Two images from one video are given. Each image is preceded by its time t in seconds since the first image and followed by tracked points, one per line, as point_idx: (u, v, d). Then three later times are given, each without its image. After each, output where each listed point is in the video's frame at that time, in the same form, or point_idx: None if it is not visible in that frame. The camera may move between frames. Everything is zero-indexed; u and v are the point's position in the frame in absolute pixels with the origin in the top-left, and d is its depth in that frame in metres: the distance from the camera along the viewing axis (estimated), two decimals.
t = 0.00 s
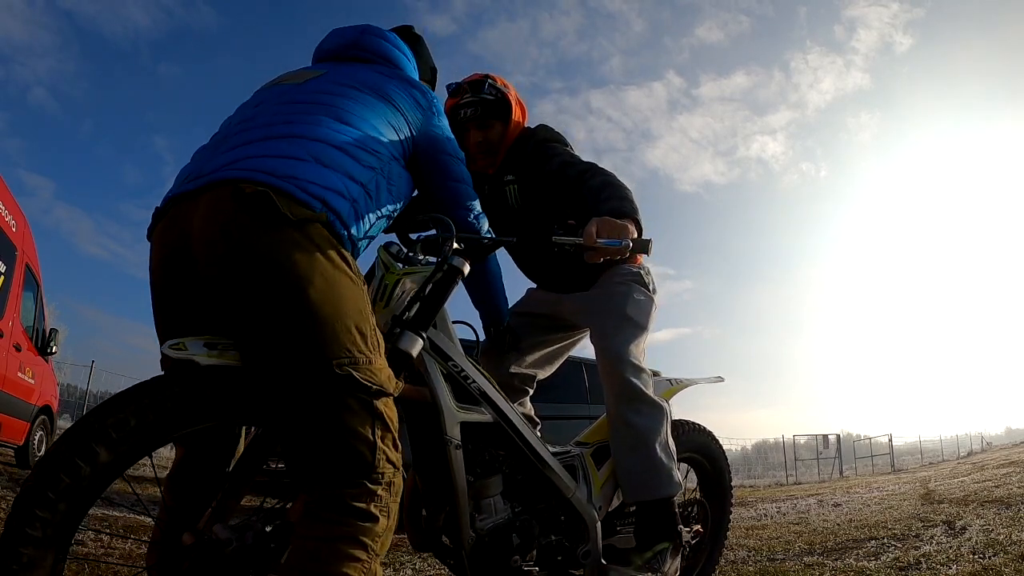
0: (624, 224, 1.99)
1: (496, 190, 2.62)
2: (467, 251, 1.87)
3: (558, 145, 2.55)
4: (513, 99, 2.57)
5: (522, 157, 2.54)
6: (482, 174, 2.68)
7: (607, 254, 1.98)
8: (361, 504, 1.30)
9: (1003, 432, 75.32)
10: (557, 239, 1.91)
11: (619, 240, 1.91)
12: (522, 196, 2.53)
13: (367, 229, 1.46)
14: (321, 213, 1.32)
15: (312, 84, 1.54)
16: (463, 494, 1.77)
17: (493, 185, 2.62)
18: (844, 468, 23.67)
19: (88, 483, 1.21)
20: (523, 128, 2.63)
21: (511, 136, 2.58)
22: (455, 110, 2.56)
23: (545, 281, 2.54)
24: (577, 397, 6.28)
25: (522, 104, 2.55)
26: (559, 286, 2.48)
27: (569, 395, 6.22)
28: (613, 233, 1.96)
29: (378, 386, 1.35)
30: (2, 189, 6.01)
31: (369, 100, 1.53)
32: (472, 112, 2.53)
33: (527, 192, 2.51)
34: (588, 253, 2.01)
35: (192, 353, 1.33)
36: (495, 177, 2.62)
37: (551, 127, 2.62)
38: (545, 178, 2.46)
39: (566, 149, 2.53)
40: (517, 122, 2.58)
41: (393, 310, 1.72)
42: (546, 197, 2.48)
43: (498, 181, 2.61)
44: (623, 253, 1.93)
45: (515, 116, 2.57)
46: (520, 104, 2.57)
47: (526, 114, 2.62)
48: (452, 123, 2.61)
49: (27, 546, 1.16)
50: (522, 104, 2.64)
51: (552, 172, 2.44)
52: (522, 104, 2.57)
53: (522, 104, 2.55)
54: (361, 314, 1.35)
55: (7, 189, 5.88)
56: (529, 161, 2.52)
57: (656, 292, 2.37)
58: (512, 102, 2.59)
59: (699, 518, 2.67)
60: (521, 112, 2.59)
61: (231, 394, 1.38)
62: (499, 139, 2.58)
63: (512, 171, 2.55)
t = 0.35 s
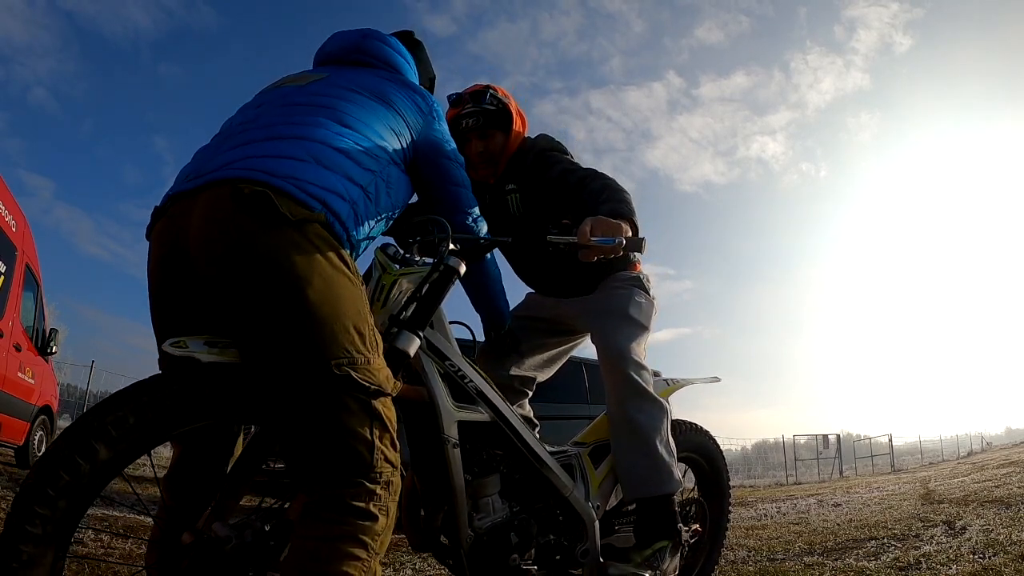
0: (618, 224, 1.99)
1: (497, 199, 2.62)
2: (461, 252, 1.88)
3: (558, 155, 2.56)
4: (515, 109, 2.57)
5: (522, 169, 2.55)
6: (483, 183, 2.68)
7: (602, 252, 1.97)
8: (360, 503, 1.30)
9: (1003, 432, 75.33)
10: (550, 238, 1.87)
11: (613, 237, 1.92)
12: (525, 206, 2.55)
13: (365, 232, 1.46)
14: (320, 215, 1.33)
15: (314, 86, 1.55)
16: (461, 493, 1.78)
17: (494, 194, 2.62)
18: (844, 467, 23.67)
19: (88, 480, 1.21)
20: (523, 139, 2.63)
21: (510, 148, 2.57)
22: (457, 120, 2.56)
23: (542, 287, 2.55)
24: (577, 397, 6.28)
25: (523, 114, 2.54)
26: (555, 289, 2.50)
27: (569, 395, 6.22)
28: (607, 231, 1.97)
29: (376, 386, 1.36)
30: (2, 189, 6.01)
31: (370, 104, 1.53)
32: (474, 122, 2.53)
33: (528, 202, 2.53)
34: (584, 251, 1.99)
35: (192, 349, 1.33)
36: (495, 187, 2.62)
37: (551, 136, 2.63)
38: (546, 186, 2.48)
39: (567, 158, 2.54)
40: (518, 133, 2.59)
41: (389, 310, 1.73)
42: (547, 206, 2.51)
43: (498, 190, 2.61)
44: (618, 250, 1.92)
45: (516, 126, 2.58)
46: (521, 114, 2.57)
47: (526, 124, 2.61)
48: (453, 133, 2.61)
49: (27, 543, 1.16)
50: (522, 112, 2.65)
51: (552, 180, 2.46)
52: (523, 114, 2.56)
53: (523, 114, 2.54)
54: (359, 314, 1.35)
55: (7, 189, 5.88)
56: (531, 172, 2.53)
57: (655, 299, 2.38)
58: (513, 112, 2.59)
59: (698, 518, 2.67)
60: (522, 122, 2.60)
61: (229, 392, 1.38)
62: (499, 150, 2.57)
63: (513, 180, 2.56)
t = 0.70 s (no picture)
0: (618, 223, 2.00)
1: (499, 201, 2.61)
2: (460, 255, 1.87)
3: (558, 156, 2.56)
4: (516, 112, 2.58)
5: (524, 169, 2.55)
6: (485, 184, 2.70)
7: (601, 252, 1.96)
8: (361, 502, 1.31)
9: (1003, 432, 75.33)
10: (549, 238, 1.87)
11: (612, 236, 1.92)
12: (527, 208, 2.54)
13: (370, 232, 1.47)
14: (327, 213, 1.33)
15: (317, 91, 1.55)
16: (461, 493, 1.79)
17: (497, 196, 2.63)
18: (844, 467, 23.68)
19: (89, 479, 1.22)
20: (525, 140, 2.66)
21: (513, 150, 2.61)
22: (461, 122, 2.59)
23: (545, 287, 2.56)
24: (577, 397, 6.29)
25: (523, 117, 2.56)
26: (558, 290, 2.50)
27: (569, 395, 6.22)
28: (605, 230, 1.97)
29: (379, 386, 1.35)
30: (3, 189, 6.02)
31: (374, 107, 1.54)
32: (476, 124, 2.56)
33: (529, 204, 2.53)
34: (582, 251, 1.98)
35: (193, 348, 1.33)
36: (497, 189, 2.63)
37: (553, 138, 2.64)
38: (546, 189, 2.48)
39: (568, 161, 2.54)
40: (520, 135, 2.61)
41: (388, 310, 1.73)
42: (547, 208, 2.49)
43: (501, 192, 2.61)
44: (618, 250, 1.92)
45: (517, 129, 2.58)
46: (521, 117, 2.59)
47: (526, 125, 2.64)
48: (456, 135, 2.64)
49: (28, 541, 1.16)
50: (523, 117, 2.62)
51: (551, 183, 2.45)
52: (523, 117, 2.58)
53: (523, 118, 2.56)
54: (362, 314, 1.35)
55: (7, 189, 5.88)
56: (532, 173, 2.53)
57: (659, 300, 2.37)
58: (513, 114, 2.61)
59: (698, 518, 2.67)
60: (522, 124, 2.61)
61: (230, 390, 1.38)
62: (502, 151, 2.61)
63: (514, 183, 2.57)
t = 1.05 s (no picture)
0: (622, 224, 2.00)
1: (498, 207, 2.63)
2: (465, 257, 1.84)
3: (557, 160, 2.56)
4: (513, 116, 2.58)
5: (524, 172, 2.56)
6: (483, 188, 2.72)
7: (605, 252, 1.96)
8: (359, 502, 1.31)
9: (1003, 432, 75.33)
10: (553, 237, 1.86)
11: (615, 236, 1.92)
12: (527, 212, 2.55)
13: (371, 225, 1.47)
14: (323, 209, 1.33)
15: (313, 85, 1.55)
16: (462, 493, 1.78)
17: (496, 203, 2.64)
18: (844, 467, 23.68)
19: (88, 480, 1.22)
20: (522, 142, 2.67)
21: (512, 153, 2.60)
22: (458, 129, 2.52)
23: (545, 291, 2.53)
24: (577, 397, 6.29)
25: (521, 121, 2.58)
26: (559, 293, 2.47)
27: (569, 395, 6.22)
28: (610, 230, 1.97)
29: (378, 383, 1.36)
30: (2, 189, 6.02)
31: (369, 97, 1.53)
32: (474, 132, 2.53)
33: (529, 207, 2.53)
34: (587, 252, 2.00)
35: (192, 350, 1.33)
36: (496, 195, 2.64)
37: (551, 141, 2.64)
38: (545, 191, 2.47)
39: (568, 164, 2.53)
40: (518, 138, 2.62)
41: (392, 310, 1.74)
42: (547, 211, 2.48)
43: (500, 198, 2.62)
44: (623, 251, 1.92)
45: (516, 133, 2.59)
46: (519, 120, 2.60)
47: (523, 126, 2.65)
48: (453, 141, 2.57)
49: (26, 543, 1.17)
50: (522, 120, 2.64)
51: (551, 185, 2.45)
52: (521, 120, 2.60)
53: (521, 121, 2.58)
54: (362, 312, 1.35)
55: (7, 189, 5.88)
56: (531, 175, 2.54)
57: (656, 300, 2.38)
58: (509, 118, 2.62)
59: (699, 518, 2.67)
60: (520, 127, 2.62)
61: (230, 392, 1.38)
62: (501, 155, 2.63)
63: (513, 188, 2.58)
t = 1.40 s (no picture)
0: (615, 221, 2.02)
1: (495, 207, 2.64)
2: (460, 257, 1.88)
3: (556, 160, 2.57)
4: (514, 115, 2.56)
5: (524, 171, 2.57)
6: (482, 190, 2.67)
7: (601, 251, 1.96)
8: (353, 502, 1.31)
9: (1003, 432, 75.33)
10: (549, 237, 1.81)
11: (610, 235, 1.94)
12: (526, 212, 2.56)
13: (365, 217, 1.47)
14: (315, 207, 1.32)
15: (294, 72, 1.51)
16: (460, 492, 1.79)
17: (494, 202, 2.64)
18: (844, 468, 23.69)
19: (88, 477, 1.22)
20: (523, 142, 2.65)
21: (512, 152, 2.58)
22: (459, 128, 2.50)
23: (543, 289, 2.49)
24: (577, 397, 6.30)
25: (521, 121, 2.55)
26: (557, 292, 2.45)
27: (569, 395, 6.23)
28: (605, 229, 1.99)
29: (370, 381, 1.35)
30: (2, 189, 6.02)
31: (350, 79, 1.49)
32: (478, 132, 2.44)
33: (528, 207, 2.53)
34: (581, 250, 1.99)
35: (192, 348, 1.34)
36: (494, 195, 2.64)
37: (549, 140, 2.64)
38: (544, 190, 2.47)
39: (567, 164, 2.54)
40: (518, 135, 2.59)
41: (389, 310, 1.75)
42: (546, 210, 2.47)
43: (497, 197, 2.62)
44: (618, 249, 1.94)
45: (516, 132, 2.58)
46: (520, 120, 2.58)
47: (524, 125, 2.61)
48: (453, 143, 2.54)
49: (27, 540, 1.17)
50: (522, 118, 2.60)
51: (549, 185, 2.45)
52: (521, 120, 2.57)
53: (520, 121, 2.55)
54: (355, 310, 1.36)
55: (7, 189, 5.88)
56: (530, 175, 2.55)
57: (655, 299, 2.40)
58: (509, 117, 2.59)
59: (698, 517, 2.67)
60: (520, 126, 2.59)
61: (231, 391, 1.39)
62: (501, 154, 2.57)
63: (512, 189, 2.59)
